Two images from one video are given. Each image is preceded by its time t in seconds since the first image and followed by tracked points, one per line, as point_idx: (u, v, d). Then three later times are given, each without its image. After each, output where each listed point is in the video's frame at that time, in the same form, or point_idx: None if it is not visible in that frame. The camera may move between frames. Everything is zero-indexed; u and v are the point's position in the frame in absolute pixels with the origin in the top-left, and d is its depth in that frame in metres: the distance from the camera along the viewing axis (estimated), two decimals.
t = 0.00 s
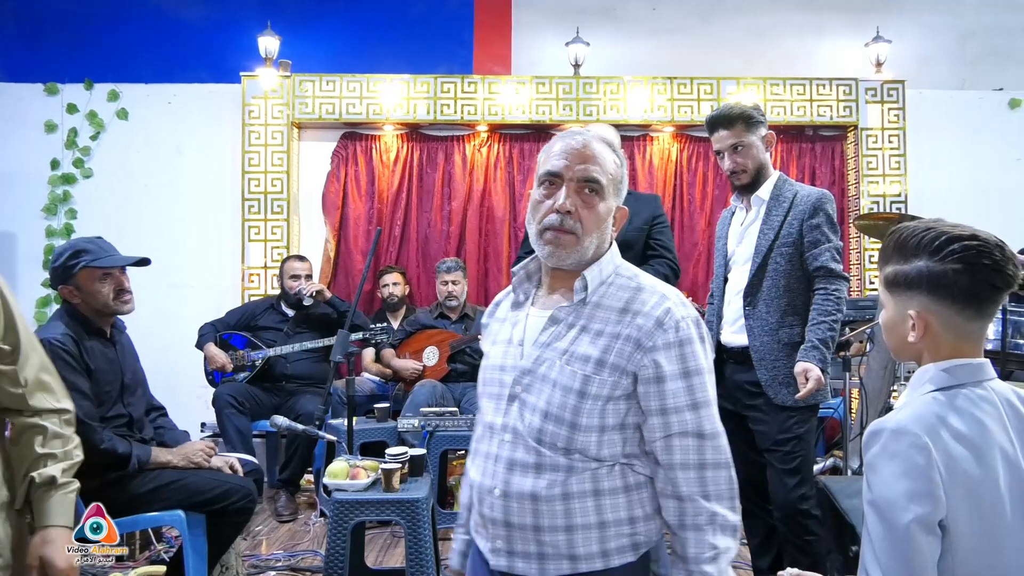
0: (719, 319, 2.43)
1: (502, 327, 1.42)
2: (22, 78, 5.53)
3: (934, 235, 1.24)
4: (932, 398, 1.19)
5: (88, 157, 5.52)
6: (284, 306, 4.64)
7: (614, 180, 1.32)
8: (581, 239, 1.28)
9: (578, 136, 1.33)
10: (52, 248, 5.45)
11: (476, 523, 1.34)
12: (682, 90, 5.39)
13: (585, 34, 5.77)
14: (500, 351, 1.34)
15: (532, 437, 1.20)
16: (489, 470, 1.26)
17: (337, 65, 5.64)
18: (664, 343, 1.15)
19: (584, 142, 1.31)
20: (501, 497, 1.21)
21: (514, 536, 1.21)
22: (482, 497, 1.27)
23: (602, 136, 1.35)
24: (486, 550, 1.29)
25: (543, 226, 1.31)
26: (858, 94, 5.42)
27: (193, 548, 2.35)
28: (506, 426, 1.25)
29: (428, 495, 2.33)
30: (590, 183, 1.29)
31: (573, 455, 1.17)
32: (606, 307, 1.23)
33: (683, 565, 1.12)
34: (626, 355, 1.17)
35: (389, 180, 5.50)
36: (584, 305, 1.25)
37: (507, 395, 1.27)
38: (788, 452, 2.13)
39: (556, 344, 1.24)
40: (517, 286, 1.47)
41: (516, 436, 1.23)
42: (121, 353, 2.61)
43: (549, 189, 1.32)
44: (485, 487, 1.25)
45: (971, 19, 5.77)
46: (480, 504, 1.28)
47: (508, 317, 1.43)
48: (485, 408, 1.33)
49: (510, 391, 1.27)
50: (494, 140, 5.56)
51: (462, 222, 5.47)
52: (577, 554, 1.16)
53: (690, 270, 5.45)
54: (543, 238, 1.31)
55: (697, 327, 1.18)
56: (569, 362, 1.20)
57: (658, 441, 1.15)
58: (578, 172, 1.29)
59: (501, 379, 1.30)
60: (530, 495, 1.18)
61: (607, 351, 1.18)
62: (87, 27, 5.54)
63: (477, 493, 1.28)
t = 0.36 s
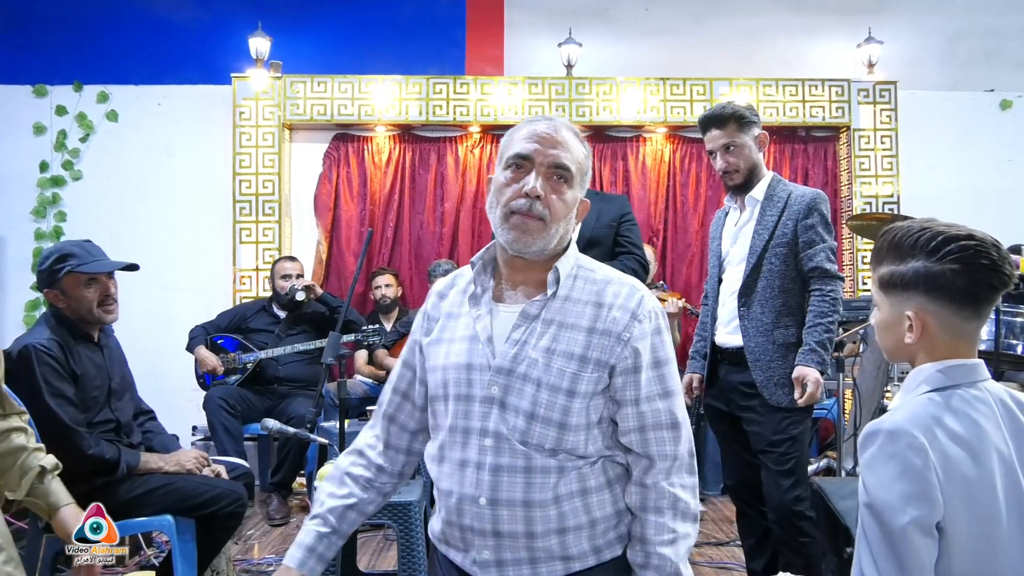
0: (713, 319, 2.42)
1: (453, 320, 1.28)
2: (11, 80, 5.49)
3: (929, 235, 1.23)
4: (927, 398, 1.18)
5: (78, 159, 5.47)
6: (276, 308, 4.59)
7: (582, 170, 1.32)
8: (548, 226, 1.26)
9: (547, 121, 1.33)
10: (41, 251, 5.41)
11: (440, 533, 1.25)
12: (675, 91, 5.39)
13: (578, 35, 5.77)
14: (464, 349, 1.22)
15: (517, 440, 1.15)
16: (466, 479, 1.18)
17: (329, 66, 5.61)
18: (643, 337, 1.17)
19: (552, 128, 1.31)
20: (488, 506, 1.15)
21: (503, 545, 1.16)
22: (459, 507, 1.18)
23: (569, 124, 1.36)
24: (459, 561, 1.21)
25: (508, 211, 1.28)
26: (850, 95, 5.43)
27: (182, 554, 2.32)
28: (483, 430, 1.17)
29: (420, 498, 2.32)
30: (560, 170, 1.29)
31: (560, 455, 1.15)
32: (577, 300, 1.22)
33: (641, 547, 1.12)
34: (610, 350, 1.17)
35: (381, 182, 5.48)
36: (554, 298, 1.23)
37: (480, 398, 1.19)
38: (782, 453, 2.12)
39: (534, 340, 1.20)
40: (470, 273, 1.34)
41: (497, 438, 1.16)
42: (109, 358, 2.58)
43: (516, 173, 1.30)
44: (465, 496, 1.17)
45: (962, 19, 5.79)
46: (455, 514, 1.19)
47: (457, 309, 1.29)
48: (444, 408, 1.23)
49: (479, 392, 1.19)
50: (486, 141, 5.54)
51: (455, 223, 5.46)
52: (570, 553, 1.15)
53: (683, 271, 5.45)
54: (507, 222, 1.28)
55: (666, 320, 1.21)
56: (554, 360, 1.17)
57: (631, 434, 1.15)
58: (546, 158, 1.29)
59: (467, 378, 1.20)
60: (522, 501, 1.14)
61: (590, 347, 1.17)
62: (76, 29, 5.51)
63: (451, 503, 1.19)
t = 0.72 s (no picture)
0: (708, 317, 2.42)
1: (485, 327, 1.20)
2: None
3: (931, 233, 1.21)
4: (927, 396, 1.15)
5: (61, 155, 5.37)
6: (264, 305, 4.55)
7: (588, 163, 1.28)
8: (557, 228, 1.24)
9: (546, 116, 1.28)
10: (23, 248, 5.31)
11: (496, 544, 1.17)
12: (665, 88, 5.38)
13: (568, 31, 5.74)
14: (517, 352, 1.17)
15: (590, 440, 1.16)
16: (541, 485, 1.15)
17: (317, 61, 5.55)
18: (678, 326, 1.22)
19: (552, 123, 1.26)
20: (569, 510, 1.14)
21: (582, 544, 1.14)
22: (532, 514, 1.15)
23: (571, 114, 1.30)
24: (525, 569, 1.16)
25: (515, 216, 1.25)
26: (839, 93, 5.46)
27: (172, 555, 2.25)
28: (549, 433, 1.16)
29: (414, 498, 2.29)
30: (564, 168, 1.25)
31: (627, 449, 1.18)
32: (618, 293, 1.23)
33: (690, 519, 1.19)
34: (659, 342, 1.20)
35: (370, 178, 5.43)
36: (596, 295, 1.23)
37: (544, 402, 1.16)
38: (778, 450, 2.12)
39: (587, 337, 1.19)
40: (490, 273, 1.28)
41: (570, 440, 1.16)
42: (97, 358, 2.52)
43: (519, 175, 1.27)
44: (542, 501, 1.15)
45: (949, 19, 5.84)
46: (524, 524, 1.15)
47: (485, 314, 1.21)
48: (495, 416, 1.18)
49: (533, 396, 1.16)
50: (476, 138, 5.51)
51: (444, 220, 5.42)
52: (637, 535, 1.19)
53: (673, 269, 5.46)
54: (515, 228, 1.26)
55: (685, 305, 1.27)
56: (615, 359, 1.18)
57: (676, 429, 1.21)
58: (548, 156, 1.24)
59: (525, 384, 1.16)
60: (601, 496, 1.15)
61: (643, 340, 1.20)
62: (59, 22, 5.42)
63: (521, 512, 1.15)
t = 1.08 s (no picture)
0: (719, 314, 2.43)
1: (567, 310, 1.29)
2: None
3: (961, 231, 1.20)
4: (955, 394, 1.13)
5: (58, 148, 5.32)
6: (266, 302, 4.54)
7: (670, 181, 1.28)
8: (635, 248, 1.29)
9: (630, 133, 1.28)
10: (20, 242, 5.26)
11: (557, 526, 1.24)
12: (667, 85, 5.37)
13: (569, 27, 5.72)
14: (593, 345, 1.26)
15: (655, 432, 1.25)
16: (607, 469, 1.23)
17: (317, 56, 5.51)
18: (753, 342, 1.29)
19: (635, 143, 1.26)
20: (633, 495, 1.23)
21: (642, 528, 1.24)
22: (597, 496, 1.23)
23: (659, 126, 1.28)
24: (585, 553, 1.23)
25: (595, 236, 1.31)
26: (840, 91, 5.46)
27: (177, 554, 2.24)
28: (621, 423, 1.24)
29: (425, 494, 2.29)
30: (640, 192, 1.26)
31: (693, 445, 1.27)
32: (695, 305, 1.30)
33: (768, 530, 1.29)
34: (733, 358, 1.27)
35: (371, 174, 5.40)
36: (676, 303, 1.30)
37: (614, 391, 1.24)
38: (791, 448, 2.11)
39: (664, 341, 1.27)
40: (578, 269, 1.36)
41: (637, 430, 1.24)
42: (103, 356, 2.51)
43: (600, 195, 1.30)
44: (607, 484, 1.23)
45: (949, 17, 5.84)
46: (589, 507, 1.22)
47: (569, 297, 1.31)
48: (564, 403, 1.26)
49: (608, 387, 1.24)
50: (477, 133, 5.49)
51: (445, 216, 5.40)
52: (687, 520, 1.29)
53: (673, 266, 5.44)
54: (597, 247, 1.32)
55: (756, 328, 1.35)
56: (690, 365, 1.26)
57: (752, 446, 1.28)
58: (630, 181, 1.26)
59: (598, 372, 1.25)
60: (661, 483, 1.25)
61: (719, 352, 1.27)
62: (57, 15, 5.36)
63: (586, 493, 1.23)
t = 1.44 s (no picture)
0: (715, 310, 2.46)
1: (606, 301, 1.38)
2: None
3: (969, 231, 1.21)
4: (959, 390, 1.15)
5: (40, 140, 5.22)
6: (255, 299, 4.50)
7: (721, 204, 1.35)
8: (686, 264, 1.36)
9: (687, 157, 1.34)
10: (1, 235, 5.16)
11: (590, 513, 1.26)
12: (657, 82, 5.38)
13: (560, 24, 5.71)
14: (631, 334, 1.33)
15: (687, 420, 1.29)
16: (642, 451, 1.27)
17: (306, 50, 5.47)
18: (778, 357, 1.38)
19: (693, 166, 1.33)
20: (668, 478, 1.27)
21: (674, 514, 1.28)
22: (632, 479, 1.26)
23: (712, 151, 1.35)
24: (619, 540, 1.26)
25: (646, 253, 1.37)
26: (827, 91, 5.50)
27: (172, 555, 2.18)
28: (656, 408, 1.28)
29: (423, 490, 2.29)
30: (695, 214, 1.33)
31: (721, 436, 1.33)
32: (726, 307, 1.39)
33: (792, 542, 1.33)
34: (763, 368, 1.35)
35: (360, 169, 5.36)
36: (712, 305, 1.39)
37: (649, 377, 1.30)
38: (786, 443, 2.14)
39: (699, 337, 1.34)
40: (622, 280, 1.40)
41: (672, 416, 1.28)
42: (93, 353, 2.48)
43: (653, 215, 1.36)
44: (643, 468, 1.26)
45: (934, 19, 5.91)
46: (624, 490, 1.25)
47: (607, 290, 1.39)
48: (599, 389, 1.31)
49: (645, 374, 1.30)
50: (467, 129, 5.47)
51: (435, 212, 5.40)
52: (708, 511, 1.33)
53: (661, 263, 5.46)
54: (646, 262, 1.37)
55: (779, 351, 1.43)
56: (722, 359, 1.32)
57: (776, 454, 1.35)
58: (690, 204, 1.33)
59: (635, 359, 1.31)
60: (692, 470, 1.30)
61: (749, 355, 1.35)
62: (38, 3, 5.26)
63: (623, 475, 1.26)
